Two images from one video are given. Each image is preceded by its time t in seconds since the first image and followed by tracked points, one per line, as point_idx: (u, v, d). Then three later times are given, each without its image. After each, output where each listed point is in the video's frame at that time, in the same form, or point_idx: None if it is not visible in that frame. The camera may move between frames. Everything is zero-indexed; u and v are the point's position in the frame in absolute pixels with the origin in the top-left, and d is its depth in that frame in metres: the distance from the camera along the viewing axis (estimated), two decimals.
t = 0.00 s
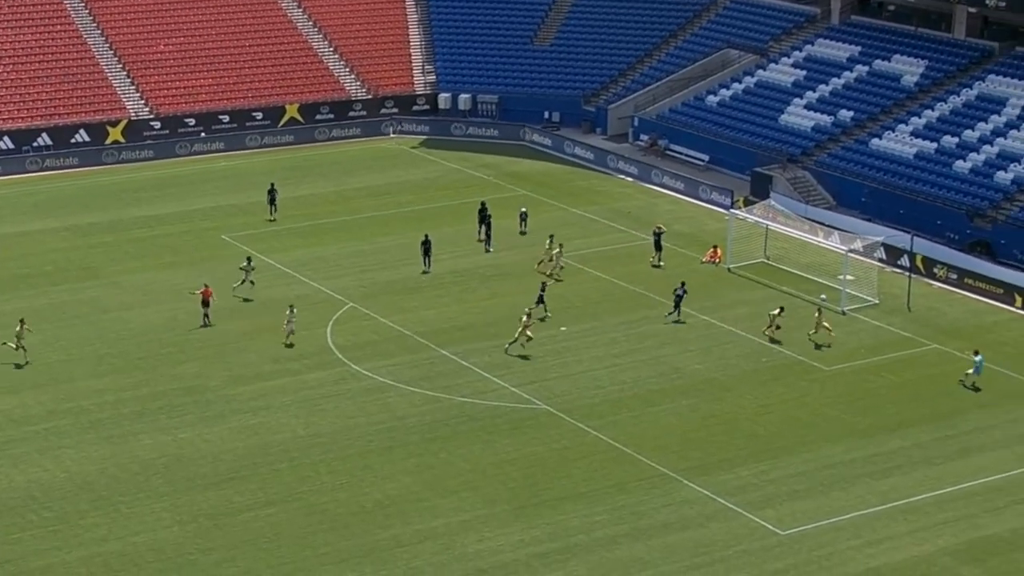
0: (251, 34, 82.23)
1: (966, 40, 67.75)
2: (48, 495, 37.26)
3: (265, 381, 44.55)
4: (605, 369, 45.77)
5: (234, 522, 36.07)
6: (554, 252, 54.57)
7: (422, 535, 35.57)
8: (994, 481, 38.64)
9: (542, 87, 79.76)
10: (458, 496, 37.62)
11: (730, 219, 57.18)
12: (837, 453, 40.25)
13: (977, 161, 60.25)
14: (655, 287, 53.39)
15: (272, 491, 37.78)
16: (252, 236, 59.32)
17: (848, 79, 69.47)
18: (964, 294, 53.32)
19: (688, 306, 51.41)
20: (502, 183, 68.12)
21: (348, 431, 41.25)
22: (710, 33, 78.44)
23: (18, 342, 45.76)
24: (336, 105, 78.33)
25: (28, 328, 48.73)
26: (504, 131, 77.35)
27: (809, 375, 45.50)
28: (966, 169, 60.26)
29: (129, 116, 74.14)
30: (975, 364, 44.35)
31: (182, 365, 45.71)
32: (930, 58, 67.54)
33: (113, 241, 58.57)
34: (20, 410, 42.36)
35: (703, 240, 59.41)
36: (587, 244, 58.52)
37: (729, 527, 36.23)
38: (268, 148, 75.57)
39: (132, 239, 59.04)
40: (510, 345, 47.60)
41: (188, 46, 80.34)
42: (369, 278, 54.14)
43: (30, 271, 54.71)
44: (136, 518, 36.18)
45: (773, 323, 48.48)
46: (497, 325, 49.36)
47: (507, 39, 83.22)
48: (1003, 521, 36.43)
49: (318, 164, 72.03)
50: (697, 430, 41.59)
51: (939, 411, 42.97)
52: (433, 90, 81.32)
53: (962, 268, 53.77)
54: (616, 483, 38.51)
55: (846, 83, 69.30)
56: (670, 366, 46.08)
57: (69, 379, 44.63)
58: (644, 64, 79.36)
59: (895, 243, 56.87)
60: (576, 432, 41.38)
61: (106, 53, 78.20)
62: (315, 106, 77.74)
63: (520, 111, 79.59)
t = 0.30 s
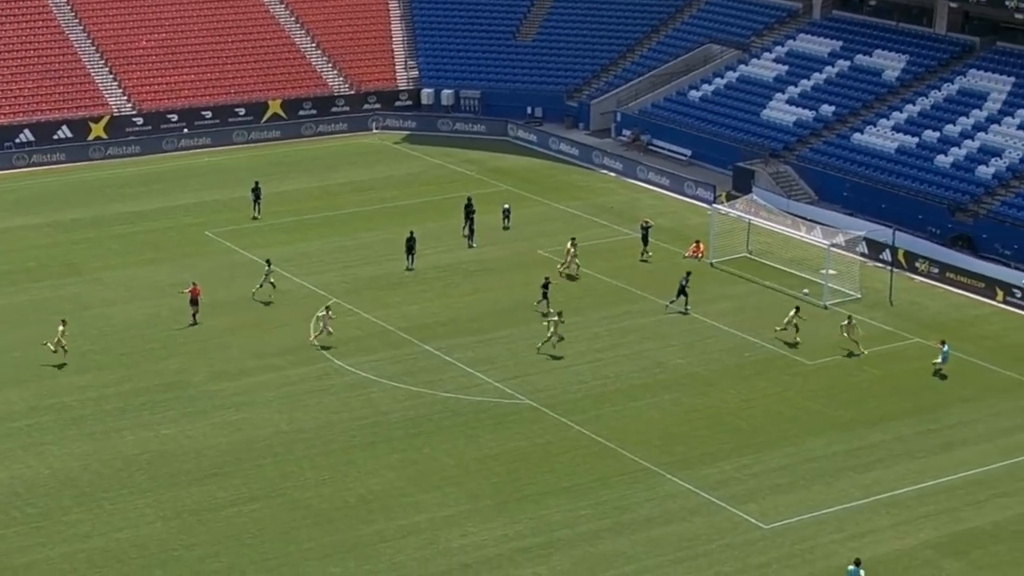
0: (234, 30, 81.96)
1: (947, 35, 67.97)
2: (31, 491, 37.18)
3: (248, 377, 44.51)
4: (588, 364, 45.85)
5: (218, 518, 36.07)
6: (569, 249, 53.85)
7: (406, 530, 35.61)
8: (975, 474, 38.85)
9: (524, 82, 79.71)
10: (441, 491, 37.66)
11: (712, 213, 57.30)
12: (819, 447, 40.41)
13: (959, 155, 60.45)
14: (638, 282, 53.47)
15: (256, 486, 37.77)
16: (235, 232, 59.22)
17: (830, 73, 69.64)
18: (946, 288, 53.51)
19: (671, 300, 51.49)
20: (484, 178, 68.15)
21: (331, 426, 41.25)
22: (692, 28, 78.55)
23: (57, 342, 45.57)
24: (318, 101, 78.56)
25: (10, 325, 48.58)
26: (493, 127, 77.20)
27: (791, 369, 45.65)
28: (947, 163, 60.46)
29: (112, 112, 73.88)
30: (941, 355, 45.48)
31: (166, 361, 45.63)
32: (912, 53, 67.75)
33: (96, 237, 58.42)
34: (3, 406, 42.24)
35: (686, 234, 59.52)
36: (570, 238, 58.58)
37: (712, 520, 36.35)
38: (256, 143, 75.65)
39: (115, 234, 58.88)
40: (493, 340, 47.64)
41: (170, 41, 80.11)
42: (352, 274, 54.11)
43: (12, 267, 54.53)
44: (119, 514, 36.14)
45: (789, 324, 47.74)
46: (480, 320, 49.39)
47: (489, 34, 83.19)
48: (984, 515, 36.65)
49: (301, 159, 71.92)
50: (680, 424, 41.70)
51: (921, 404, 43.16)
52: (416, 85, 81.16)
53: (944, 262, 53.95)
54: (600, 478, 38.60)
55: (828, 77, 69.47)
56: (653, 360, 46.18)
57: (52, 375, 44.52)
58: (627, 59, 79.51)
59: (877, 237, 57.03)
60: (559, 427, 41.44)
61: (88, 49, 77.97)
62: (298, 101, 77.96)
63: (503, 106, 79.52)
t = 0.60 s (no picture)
0: (208, 25, 81.79)
1: (919, 29, 68.22)
2: (7, 487, 37.16)
3: (224, 371, 44.54)
4: (563, 357, 46.04)
5: (194, 512, 36.14)
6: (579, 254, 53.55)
7: (381, 523, 35.76)
8: (947, 465, 39.23)
9: (498, 76, 79.79)
10: (418, 484, 37.81)
11: (686, 207, 57.56)
12: (793, 438, 40.71)
13: (930, 149, 60.88)
14: (613, 275, 53.69)
15: (232, 481, 37.84)
16: (210, 227, 59.16)
17: (802, 67, 69.99)
18: (918, 280, 53.95)
19: (646, 294, 51.72)
20: (458, 172, 68.28)
21: (306, 420, 41.33)
22: (665, 23, 78.78)
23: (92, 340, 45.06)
24: (293, 96, 78.29)
25: None
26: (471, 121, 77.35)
27: (764, 361, 45.95)
28: (918, 156, 60.88)
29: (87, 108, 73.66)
30: (908, 343, 45.44)
31: (141, 356, 45.61)
32: (883, 47, 68.13)
33: (71, 232, 58.27)
34: None
35: (660, 227, 59.77)
36: (544, 232, 58.76)
37: (687, 512, 36.61)
38: (234, 138, 75.69)
39: (90, 230, 58.74)
40: (468, 334, 47.79)
41: (144, 36, 79.87)
42: (328, 268, 54.15)
43: None
44: (95, 509, 36.16)
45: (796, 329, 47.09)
46: (455, 314, 49.52)
47: (463, 29, 83.20)
48: (955, 505, 37.04)
49: (276, 154, 71.86)
50: (654, 417, 41.95)
51: (893, 396, 43.52)
52: (390, 80, 81.15)
53: (916, 254, 54.37)
54: (575, 470, 38.81)
55: (800, 71, 69.81)
56: (627, 353, 46.41)
57: (27, 370, 44.43)
58: (600, 53, 79.67)
59: (849, 229, 57.38)
60: (534, 420, 41.62)
61: (62, 45, 77.69)
62: (272, 96, 77.77)
63: (476, 100, 79.62)
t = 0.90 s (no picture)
0: (175, 22, 81.78)
1: (878, 23, 68.89)
2: None
3: (192, 365, 44.79)
4: (529, 349, 46.52)
5: (163, 505, 36.46)
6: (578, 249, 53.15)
7: (350, 515, 36.15)
8: (907, 453, 39.90)
9: (464, 72, 80.09)
10: (385, 476, 38.20)
11: (649, 200, 58.08)
12: (756, 428, 41.31)
13: (889, 142, 61.59)
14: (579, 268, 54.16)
15: (201, 473, 38.16)
16: (178, 222, 59.31)
17: (763, 62, 70.62)
18: (878, 271, 54.67)
19: (610, 287, 52.24)
20: (424, 167, 68.59)
21: (274, 413, 41.66)
22: (628, 18, 79.21)
23: (121, 337, 45.17)
24: (260, 92, 78.08)
25: None
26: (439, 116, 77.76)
27: (727, 352, 46.55)
28: (878, 149, 61.59)
29: (54, 104, 73.63)
30: (873, 335, 45.36)
31: (109, 350, 45.80)
32: (843, 42, 68.81)
33: (39, 228, 58.31)
34: None
35: (625, 221, 60.29)
36: (509, 226, 59.20)
37: (652, 502, 37.14)
38: (205, 133, 75.89)
39: (58, 225, 58.79)
40: (434, 327, 48.18)
41: (110, 33, 79.85)
42: (296, 262, 54.42)
43: None
44: (65, 502, 36.42)
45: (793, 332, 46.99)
46: (421, 307, 49.91)
47: (428, 25, 83.46)
48: (915, 493, 37.71)
49: (243, 150, 71.99)
50: (619, 407, 42.48)
51: (853, 385, 44.18)
52: (355, 75, 81.33)
53: (876, 246, 55.08)
54: (541, 461, 39.30)
55: (761, 66, 70.44)
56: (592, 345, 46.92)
57: None
58: (565, 48, 80.10)
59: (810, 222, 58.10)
60: (500, 412, 42.08)
61: (28, 41, 77.58)
62: (239, 93, 77.37)
63: (441, 96, 79.92)
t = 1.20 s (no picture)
0: (134, 19, 82.06)
1: (824, 18, 70.15)
2: None
3: (154, 358, 45.36)
4: (486, 339, 47.37)
5: (127, 496, 37.11)
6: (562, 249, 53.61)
7: (310, 503, 36.91)
8: (854, 438, 41.04)
9: (420, 68, 80.76)
10: (346, 465, 38.98)
11: (601, 192, 59.03)
12: (709, 415, 42.35)
13: (836, 134, 62.82)
14: (534, 260, 55.06)
15: (164, 464, 38.82)
16: (140, 217, 59.73)
17: (712, 56, 71.74)
18: (826, 261, 55.86)
19: (566, 278, 53.16)
20: (382, 161, 69.25)
21: (235, 404, 42.33)
22: (580, 14, 80.11)
23: (143, 334, 45.58)
24: (219, 88, 78.66)
25: None
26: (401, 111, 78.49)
27: (680, 341, 47.57)
28: (825, 141, 62.80)
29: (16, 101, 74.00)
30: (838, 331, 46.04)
31: (72, 344, 46.29)
32: (790, 37, 70.03)
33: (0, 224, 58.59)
34: None
35: (580, 213, 61.22)
36: (465, 219, 59.99)
37: (607, 488, 38.11)
38: (169, 129, 76.48)
39: (19, 221, 59.10)
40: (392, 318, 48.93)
41: (70, 31, 80.11)
42: (256, 256, 55.02)
43: None
44: (30, 494, 37.00)
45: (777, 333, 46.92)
46: (379, 299, 50.64)
47: (384, 22, 84.09)
48: (863, 477, 38.86)
49: (203, 145, 72.41)
50: (574, 396, 43.42)
51: (803, 373, 45.30)
52: (313, 72, 81.73)
53: (824, 236, 56.27)
54: (498, 449, 40.17)
55: (711, 60, 71.55)
56: (547, 335, 47.82)
57: None
58: (518, 44, 80.97)
59: (759, 213, 59.28)
60: (457, 401, 42.91)
61: None
62: (198, 89, 78.03)
63: (398, 91, 80.53)
